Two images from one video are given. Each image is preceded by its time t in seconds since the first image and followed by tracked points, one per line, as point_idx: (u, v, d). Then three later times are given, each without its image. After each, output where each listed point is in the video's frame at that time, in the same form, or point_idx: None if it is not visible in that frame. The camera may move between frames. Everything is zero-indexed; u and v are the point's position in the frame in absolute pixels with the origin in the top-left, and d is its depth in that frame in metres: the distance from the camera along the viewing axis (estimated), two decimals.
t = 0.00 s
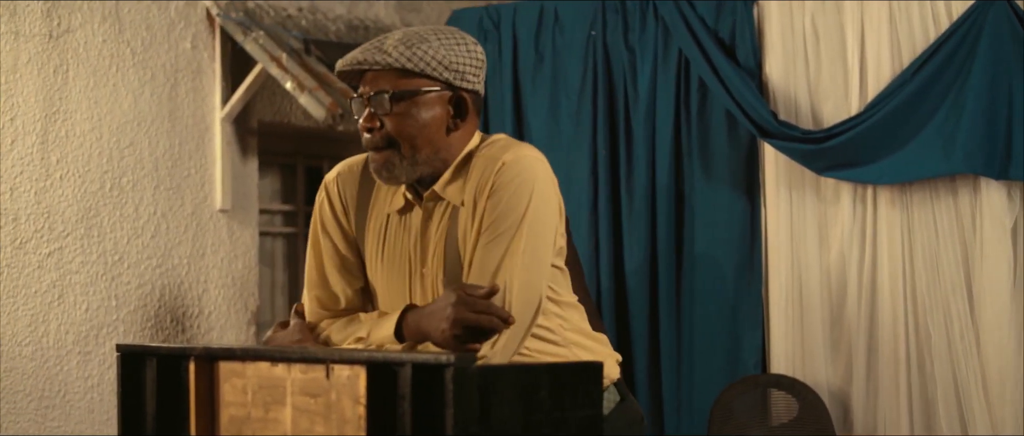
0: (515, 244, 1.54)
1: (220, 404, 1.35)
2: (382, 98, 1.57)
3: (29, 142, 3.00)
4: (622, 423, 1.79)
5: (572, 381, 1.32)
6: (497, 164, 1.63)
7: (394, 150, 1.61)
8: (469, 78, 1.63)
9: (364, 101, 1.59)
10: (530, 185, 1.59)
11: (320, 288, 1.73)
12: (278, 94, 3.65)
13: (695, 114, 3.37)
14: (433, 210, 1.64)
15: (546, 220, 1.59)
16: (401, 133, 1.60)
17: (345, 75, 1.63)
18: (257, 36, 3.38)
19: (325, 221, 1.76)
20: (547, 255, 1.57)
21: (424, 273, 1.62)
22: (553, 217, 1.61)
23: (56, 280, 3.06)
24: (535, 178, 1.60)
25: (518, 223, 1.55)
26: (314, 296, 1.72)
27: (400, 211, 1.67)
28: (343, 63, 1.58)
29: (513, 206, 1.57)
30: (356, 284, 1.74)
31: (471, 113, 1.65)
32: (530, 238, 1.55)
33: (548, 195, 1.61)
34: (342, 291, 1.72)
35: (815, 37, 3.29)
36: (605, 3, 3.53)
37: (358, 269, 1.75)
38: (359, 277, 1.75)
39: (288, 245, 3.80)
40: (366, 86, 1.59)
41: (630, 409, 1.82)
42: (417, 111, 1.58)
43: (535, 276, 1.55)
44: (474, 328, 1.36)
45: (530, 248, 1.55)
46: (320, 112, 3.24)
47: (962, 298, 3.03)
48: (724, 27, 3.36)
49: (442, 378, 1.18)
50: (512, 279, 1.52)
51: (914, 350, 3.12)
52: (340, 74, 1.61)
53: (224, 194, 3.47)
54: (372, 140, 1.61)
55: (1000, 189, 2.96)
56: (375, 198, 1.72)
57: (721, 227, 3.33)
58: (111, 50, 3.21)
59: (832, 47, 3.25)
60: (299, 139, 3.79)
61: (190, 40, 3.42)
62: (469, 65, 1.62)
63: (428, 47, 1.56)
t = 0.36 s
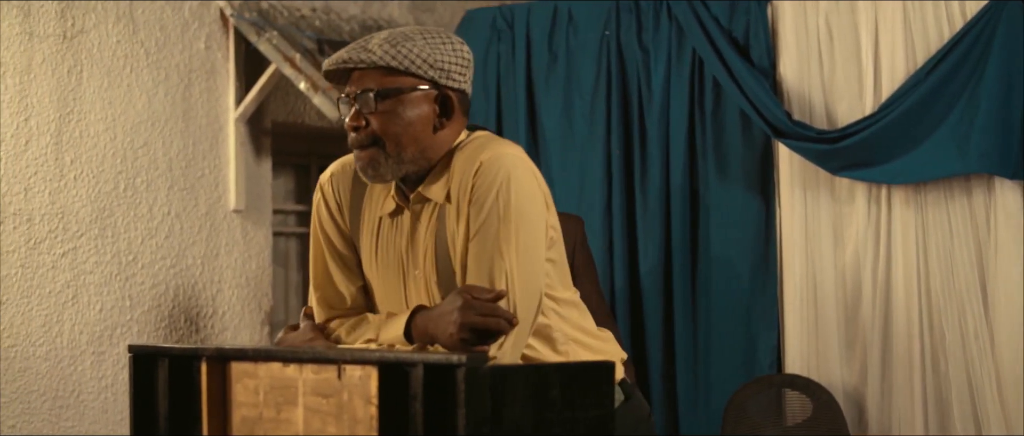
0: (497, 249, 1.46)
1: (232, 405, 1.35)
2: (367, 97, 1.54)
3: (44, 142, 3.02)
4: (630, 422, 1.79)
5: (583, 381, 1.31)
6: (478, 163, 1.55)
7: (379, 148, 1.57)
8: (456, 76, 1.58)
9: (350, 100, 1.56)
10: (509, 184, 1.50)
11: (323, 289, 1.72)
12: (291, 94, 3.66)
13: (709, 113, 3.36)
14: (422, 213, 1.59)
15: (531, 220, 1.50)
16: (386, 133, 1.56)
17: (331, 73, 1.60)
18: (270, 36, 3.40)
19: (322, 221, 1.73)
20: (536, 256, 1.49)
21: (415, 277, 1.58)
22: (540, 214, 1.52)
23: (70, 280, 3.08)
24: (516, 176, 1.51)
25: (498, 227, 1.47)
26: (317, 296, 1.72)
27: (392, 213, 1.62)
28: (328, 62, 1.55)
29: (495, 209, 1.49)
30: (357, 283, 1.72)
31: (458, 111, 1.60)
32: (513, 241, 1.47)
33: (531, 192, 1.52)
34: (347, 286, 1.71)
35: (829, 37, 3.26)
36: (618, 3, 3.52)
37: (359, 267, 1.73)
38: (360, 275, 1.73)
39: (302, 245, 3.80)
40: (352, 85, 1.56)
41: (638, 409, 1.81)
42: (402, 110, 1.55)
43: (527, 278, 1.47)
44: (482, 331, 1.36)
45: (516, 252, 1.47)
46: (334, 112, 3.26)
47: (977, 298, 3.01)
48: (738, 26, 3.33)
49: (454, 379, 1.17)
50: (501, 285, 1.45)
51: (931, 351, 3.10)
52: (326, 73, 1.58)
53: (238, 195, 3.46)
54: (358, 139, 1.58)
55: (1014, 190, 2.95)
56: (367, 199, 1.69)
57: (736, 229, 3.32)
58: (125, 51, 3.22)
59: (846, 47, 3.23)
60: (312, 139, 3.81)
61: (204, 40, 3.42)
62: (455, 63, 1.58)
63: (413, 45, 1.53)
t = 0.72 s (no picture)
0: (499, 251, 1.46)
1: (246, 404, 1.35)
2: (373, 103, 1.54)
3: (55, 142, 3.04)
4: (645, 422, 1.78)
5: (596, 381, 1.30)
6: (479, 164, 1.54)
7: (385, 155, 1.57)
8: (462, 83, 1.59)
9: (356, 108, 1.57)
10: (509, 185, 1.49)
11: (336, 288, 1.72)
12: (302, 94, 3.67)
13: (720, 113, 3.36)
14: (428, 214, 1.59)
15: (534, 219, 1.49)
16: (391, 140, 1.56)
17: (338, 82, 1.61)
18: (281, 36, 3.40)
19: (334, 221, 1.73)
20: (543, 255, 1.49)
21: (426, 278, 1.58)
22: (543, 212, 1.51)
23: (82, 280, 3.09)
24: (516, 176, 1.50)
25: (500, 229, 1.47)
26: (331, 296, 1.72)
27: (401, 216, 1.62)
28: (334, 71, 1.56)
29: (497, 212, 1.48)
30: (370, 283, 1.72)
31: (463, 117, 1.60)
32: (516, 241, 1.47)
33: (533, 191, 1.51)
34: (360, 286, 1.71)
35: (840, 37, 3.26)
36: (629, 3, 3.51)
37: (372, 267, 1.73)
38: (373, 274, 1.73)
39: (313, 245, 3.79)
40: (358, 93, 1.57)
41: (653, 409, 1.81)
42: (408, 116, 1.55)
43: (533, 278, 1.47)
44: (495, 329, 1.36)
45: (522, 254, 1.47)
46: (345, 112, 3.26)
47: (989, 298, 3.00)
48: (749, 26, 3.33)
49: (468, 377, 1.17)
50: (512, 285, 1.46)
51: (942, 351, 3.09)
52: (332, 82, 1.59)
53: (249, 196, 3.46)
54: (365, 147, 1.58)
55: None
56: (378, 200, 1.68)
57: (748, 229, 3.32)
58: (136, 51, 3.23)
59: (858, 47, 3.22)
60: (321, 141, 3.79)
61: (215, 40, 3.42)
62: (461, 70, 1.58)
63: (418, 52, 1.53)
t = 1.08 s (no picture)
0: (506, 251, 1.46)
1: (249, 404, 1.35)
2: (379, 102, 1.54)
3: (59, 143, 3.07)
4: (656, 423, 1.78)
5: (599, 381, 1.30)
6: (485, 164, 1.54)
7: (391, 154, 1.57)
8: (469, 82, 1.59)
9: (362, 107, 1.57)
10: (515, 184, 1.49)
11: (342, 289, 1.72)
12: (305, 94, 3.66)
13: (725, 113, 3.34)
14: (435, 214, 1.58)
15: (540, 218, 1.49)
16: (398, 138, 1.56)
17: (344, 82, 1.61)
18: (285, 36, 3.40)
19: (340, 222, 1.73)
20: (548, 255, 1.49)
21: (431, 278, 1.58)
22: (549, 212, 1.51)
23: (85, 280, 3.10)
24: (522, 175, 1.50)
25: (506, 228, 1.47)
26: (337, 297, 1.72)
27: (407, 216, 1.62)
28: (341, 71, 1.57)
29: (503, 211, 1.48)
30: (376, 284, 1.72)
31: (470, 116, 1.60)
32: (522, 241, 1.46)
33: (539, 190, 1.50)
34: (366, 287, 1.71)
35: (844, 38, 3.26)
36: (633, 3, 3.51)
37: (378, 268, 1.73)
38: (380, 276, 1.73)
39: (317, 246, 3.78)
40: (364, 92, 1.57)
41: (663, 411, 1.80)
42: (414, 115, 1.55)
43: (537, 279, 1.47)
44: (496, 329, 1.36)
45: (527, 253, 1.46)
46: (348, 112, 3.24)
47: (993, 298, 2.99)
48: (752, 26, 3.32)
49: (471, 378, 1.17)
50: (516, 285, 1.45)
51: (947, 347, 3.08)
52: (338, 81, 1.60)
53: (252, 195, 3.45)
54: (372, 145, 1.58)
55: None
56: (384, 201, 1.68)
57: (754, 230, 3.31)
58: (139, 51, 3.24)
59: (862, 48, 3.22)
60: (325, 141, 3.77)
61: (219, 40, 3.42)
62: (467, 68, 1.58)
63: (424, 50, 1.54)
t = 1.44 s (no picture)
0: (502, 253, 1.46)
1: (246, 404, 1.35)
2: (374, 101, 1.55)
3: (56, 142, 3.06)
4: (654, 426, 1.79)
5: (596, 382, 1.31)
6: (481, 165, 1.54)
7: (387, 153, 1.58)
8: (463, 80, 1.59)
9: (357, 106, 1.58)
10: (511, 185, 1.49)
11: (339, 289, 1.72)
12: (302, 94, 3.66)
13: (722, 114, 3.35)
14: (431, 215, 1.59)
15: (537, 220, 1.49)
16: (393, 138, 1.57)
17: (339, 82, 1.62)
18: (281, 36, 3.41)
19: (337, 222, 1.74)
20: (545, 255, 1.49)
21: (427, 277, 1.58)
22: (546, 213, 1.51)
23: (83, 279, 3.11)
24: (518, 176, 1.50)
25: (502, 230, 1.47)
26: (333, 297, 1.72)
27: (405, 217, 1.63)
28: (336, 70, 1.57)
29: (500, 211, 1.48)
30: (374, 284, 1.73)
31: (464, 115, 1.60)
32: (518, 243, 1.46)
33: (535, 192, 1.50)
34: (363, 286, 1.72)
35: (840, 37, 3.22)
36: (629, 2, 3.51)
37: (376, 268, 1.74)
38: (378, 276, 1.74)
39: (314, 246, 3.78)
40: (359, 91, 1.58)
41: (661, 413, 1.80)
42: (409, 114, 1.55)
43: (534, 279, 1.47)
44: (490, 330, 1.36)
45: (523, 253, 1.46)
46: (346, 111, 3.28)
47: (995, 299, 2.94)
48: (749, 27, 3.31)
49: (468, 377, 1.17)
50: (512, 286, 1.45)
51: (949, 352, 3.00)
52: (333, 81, 1.60)
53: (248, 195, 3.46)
54: (367, 144, 1.59)
55: None
56: (381, 201, 1.69)
57: (753, 231, 3.29)
58: (136, 51, 3.25)
59: (859, 45, 3.18)
60: (319, 141, 3.77)
61: (215, 40, 3.43)
62: (461, 67, 1.59)
63: (418, 49, 1.54)
